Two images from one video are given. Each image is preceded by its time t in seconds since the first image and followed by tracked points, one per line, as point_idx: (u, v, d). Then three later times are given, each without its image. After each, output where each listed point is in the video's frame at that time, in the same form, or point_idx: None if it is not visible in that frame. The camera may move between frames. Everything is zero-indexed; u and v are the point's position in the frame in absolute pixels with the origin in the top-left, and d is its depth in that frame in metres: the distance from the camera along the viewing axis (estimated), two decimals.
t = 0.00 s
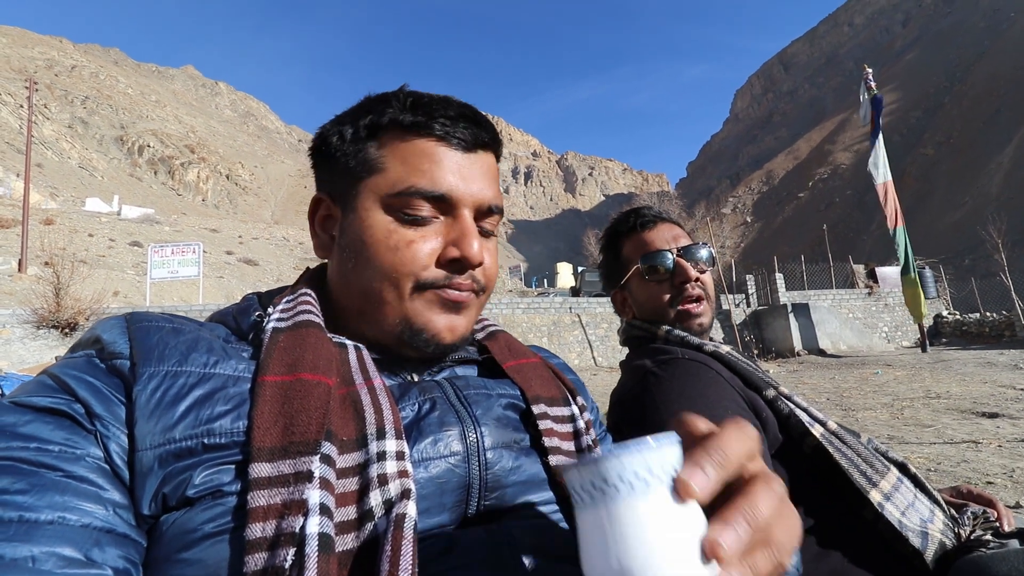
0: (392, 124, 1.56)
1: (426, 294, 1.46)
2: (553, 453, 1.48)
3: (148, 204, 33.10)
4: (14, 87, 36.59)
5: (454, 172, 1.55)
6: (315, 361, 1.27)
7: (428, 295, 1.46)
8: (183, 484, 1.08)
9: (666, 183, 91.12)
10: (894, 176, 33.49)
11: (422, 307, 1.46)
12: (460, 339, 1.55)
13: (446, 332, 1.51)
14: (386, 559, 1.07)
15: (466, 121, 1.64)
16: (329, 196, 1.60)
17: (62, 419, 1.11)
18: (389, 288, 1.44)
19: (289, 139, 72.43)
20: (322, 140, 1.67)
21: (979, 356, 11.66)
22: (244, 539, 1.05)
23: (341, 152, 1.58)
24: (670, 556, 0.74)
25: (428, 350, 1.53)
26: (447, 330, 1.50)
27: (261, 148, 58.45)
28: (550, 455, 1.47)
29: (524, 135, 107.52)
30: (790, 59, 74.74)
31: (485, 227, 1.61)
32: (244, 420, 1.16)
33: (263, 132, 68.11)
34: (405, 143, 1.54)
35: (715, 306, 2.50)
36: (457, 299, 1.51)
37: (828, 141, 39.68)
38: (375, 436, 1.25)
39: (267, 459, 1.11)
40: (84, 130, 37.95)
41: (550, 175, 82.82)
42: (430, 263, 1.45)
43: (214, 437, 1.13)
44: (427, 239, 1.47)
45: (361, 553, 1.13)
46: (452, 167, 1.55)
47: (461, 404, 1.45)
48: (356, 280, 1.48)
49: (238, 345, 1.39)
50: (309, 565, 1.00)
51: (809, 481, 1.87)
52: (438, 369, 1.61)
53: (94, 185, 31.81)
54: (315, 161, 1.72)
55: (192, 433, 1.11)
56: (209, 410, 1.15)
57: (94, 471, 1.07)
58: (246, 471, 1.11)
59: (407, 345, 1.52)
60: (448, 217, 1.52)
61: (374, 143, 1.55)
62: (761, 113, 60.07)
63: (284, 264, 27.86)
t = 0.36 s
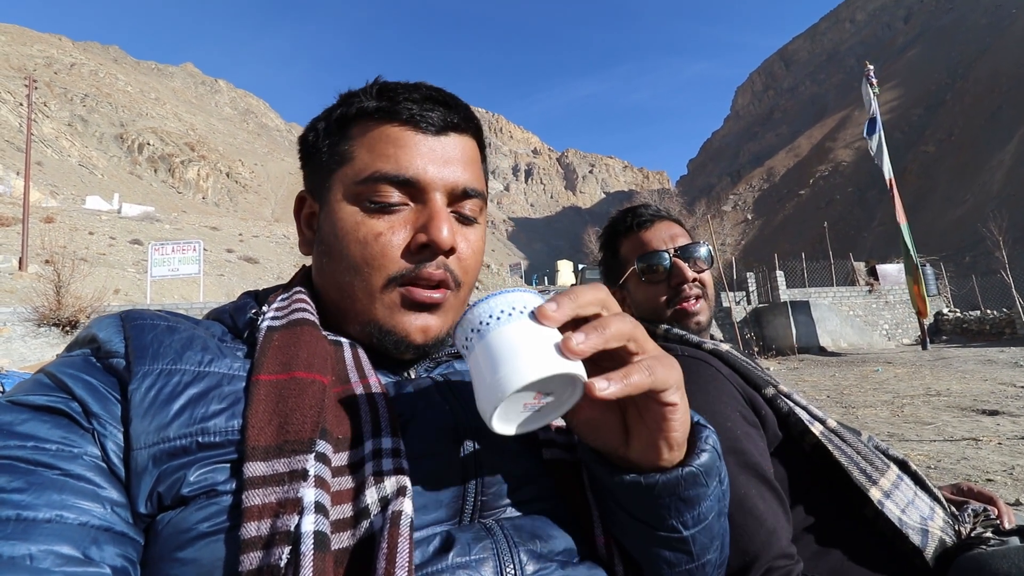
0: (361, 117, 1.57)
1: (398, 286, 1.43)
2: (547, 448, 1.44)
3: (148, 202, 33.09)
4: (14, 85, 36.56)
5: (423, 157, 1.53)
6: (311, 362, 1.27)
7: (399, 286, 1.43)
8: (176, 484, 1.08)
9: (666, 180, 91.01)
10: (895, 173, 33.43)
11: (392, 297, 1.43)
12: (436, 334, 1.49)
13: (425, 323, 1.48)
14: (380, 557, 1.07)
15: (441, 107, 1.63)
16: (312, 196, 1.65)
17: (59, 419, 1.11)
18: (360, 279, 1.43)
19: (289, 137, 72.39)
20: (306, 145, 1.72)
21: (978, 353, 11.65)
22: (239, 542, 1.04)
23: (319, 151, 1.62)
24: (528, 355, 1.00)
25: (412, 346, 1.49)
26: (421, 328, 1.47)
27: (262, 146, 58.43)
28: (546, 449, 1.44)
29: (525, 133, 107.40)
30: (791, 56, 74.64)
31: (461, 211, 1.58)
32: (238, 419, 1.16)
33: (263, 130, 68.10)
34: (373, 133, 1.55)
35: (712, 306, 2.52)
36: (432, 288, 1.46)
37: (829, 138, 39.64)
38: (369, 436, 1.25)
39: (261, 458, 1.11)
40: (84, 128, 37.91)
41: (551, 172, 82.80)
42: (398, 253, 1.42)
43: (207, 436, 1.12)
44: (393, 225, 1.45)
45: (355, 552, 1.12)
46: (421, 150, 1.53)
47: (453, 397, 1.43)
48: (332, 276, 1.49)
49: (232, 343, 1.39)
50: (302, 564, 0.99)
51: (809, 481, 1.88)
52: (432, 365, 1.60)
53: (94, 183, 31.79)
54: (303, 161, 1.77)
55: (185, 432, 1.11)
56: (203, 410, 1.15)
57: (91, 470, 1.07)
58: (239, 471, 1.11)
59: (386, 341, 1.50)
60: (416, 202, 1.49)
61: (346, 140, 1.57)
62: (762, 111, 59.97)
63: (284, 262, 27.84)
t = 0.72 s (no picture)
0: (363, 119, 1.58)
1: (399, 287, 1.42)
2: (546, 447, 1.42)
3: (148, 203, 33.08)
4: (15, 87, 36.64)
5: (425, 159, 1.53)
6: (312, 367, 1.27)
7: (400, 285, 1.42)
8: (177, 485, 1.07)
9: (667, 182, 91.09)
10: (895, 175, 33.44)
11: (392, 296, 1.42)
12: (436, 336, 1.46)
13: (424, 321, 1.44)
14: (381, 557, 1.07)
15: (444, 111, 1.63)
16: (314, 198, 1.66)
17: (62, 419, 1.11)
18: (360, 278, 1.43)
19: (289, 138, 72.48)
20: (310, 143, 1.73)
21: (979, 355, 11.66)
22: (239, 543, 1.04)
23: (323, 152, 1.63)
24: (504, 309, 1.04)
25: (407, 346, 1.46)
26: (424, 329, 1.43)
27: (262, 148, 58.51)
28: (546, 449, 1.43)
29: (525, 134, 107.55)
30: (790, 58, 74.79)
31: (463, 214, 1.57)
32: (239, 422, 1.16)
33: (264, 132, 68.20)
34: (376, 135, 1.55)
35: (722, 308, 2.53)
36: (432, 288, 1.45)
37: (829, 140, 39.70)
38: (372, 437, 1.26)
39: (262, 461, 1.11)
40: (84, 130, 37.97)
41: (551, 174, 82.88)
42: (399, 253, 1.42)
43: (209, 438, 1.12)
44: (394, 229, 1.45)
45: (355, 554, 1.11)
46: (424, 153, 1.53)
47: (451, 396, 1.43)
48: (333, 277, 1.49)
49: (232, 346, 1.38)
50: (303, 564, 1.00)
51: (811, 484, 1.87)
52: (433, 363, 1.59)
53: (94, 185, 31.81)
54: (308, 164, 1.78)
55: (187, 434, 1.11)
56: (204, 412, 1.15)
57: (93, 472, 1.07)
58: (241, 472, 1.11)
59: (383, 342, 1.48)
60: (418, 205, 1.49)
61: (350, 140, 1.58)
62: (762, 112, 60.05)
63: (284, 263, 27.83)
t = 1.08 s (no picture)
0: (360, 117, 1.59)
1: (395, 285, 1.41)
2: (543, 445, 1.42)
3: (147, 204, 33.03)
4: (13, 87, 36.62)
5: (424, 158, 1.52)
6: (310, 366, 1.27)
7: (395, 284, 1.41)
8: (176, 485, 1.08)
9: (666, 180, 91.04)
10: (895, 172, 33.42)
11: (388, 294, 1.41)
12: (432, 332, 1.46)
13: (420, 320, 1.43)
14: (380, 557, 1.07)
15: (443, 110, 1.63)
16: (312, 196, 1.66)
17: (60, 420, 1.11)
18: (356, 277, 1.43)
19: (288, 138, 72.41)
20: (310, 138, 1.73)
21: (979, 352, 11.65)
22: (239, 540, 1.04)
23: (322, 149, 1.64)
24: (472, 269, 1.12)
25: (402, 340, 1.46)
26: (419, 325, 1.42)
27: (261, 148, 58.45)
28: (540, 446, 1.41)
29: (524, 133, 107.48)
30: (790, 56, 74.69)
31: (461, 213, 1.56)
32: (238, 423, 1.16)
33: (263, 132, 68.15)
34: (374, 133, 1.55)
35: (720, 307, 2.53)
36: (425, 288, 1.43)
37: (828, 137, 39.66)
38: (370, 436, 1.25)
39: (260, 461, 1.11)
40: (83, 130, 37.92)
41: (551, 172, 82.86)
42: (394, 252, 1.41)
43: (208, 438, 1.12)
44: (390, 227, 1.44)
45: (354, 553, 1.12)
46: (422, 153, 1.53)
47: (448, 393, 1.43)
48: (330, 274, 1.49)
49: (231, 346, 1.39)
50: (303, 565, 1.00)
51: (810, 484, 1.87)
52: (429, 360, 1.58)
53: (93, 186, 31.77)
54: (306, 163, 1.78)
55: (186, 435, 1.11)
56: (203, 413, 1.15)
57: (93, 472, 1.07)
58: (239, 472, 1.11)
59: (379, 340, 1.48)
60: (415, 203, 1.48)
61: (349, 137, 1.59)
62: (762, 110, 60.01)
63: (284, 263, 27.80)
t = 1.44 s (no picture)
0: (352, 119, 1.60)
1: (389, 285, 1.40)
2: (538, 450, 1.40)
3: (147, 205, 33.08)
4: (14, 89, 36.67)
5: (417, 159, 1.52)
6: (309, 370, 1.28)
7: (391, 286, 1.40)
8: (177, 488, 1.08)
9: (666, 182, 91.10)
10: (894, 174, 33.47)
11: (381, 296, 1.40)
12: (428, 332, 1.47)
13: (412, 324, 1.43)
14: (380, 559, 1.07)
15: (437, 109, 1.64)
16: (309, 200, 1.68)
17: (63, 423, 1.11)
18: (350, 277, 1.42)
19: (288, 140, 72.50)
20: (308, 142, 1.74)
21: (978, 354, 11.66)
22: (239, 544, 1.04)
23: (317, 152, 1.65)
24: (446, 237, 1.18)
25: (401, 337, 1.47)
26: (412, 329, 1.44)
27: (261, 149, 58.52)
28: (537, 449, 1.41)
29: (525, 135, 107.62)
30: (790, 59, 74.87)
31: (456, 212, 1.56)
32: (238, 425, 1.16)
33: (263, 133, 68.23)
34: (366, 133, 1.56)
35: (718, 313, 2.52)
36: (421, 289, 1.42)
37: (828, 139, 39.70)
38: (369, 438, 1.24)
39: (260, 464, 1.11)
40: (83, 131, 37.98)
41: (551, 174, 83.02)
42: (388, 251, 1.41)
43: (209, 441, 1.12)
44: (382, 226, 1.44)
45: (353, 555, 1.12)
46: (416, 154, 1.52)
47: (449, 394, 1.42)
48: (326, 276, 1.50)
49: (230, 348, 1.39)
50: (303, 566, 1.00)
51: (810, 487, 1.87)
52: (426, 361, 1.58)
53: (93, 187, 31.79)
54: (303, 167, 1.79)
55: (186, 438, 1.11)
56: (204, 415, 1.15)
57: (94, 474, 1.07)
58: (240, 475, 1.11)
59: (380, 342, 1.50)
60: (407, 203, 1.48)
61: (343, 139, 1.60)
62: (762, 112, 60.11)
63: (284, 265, 27.81)
